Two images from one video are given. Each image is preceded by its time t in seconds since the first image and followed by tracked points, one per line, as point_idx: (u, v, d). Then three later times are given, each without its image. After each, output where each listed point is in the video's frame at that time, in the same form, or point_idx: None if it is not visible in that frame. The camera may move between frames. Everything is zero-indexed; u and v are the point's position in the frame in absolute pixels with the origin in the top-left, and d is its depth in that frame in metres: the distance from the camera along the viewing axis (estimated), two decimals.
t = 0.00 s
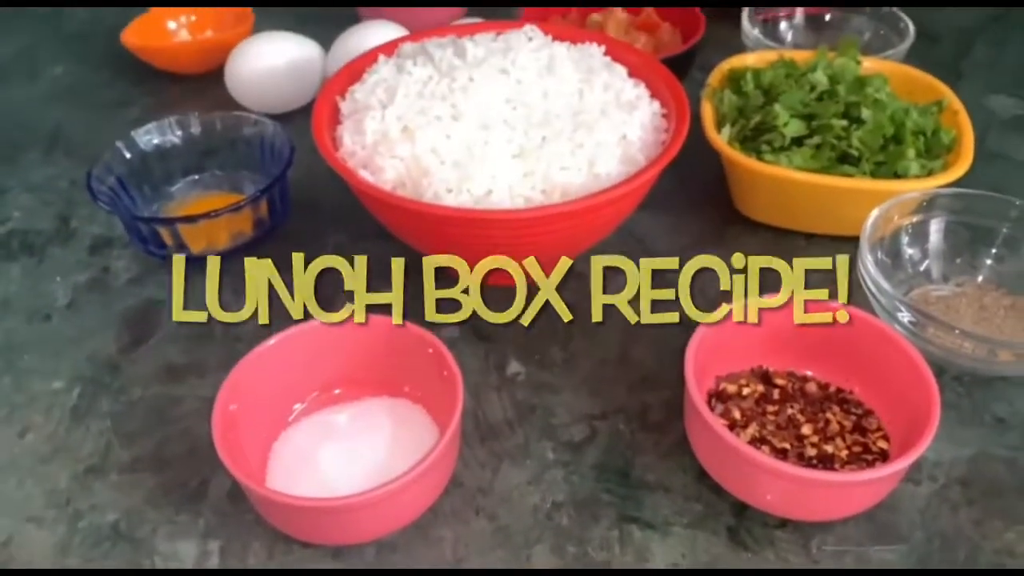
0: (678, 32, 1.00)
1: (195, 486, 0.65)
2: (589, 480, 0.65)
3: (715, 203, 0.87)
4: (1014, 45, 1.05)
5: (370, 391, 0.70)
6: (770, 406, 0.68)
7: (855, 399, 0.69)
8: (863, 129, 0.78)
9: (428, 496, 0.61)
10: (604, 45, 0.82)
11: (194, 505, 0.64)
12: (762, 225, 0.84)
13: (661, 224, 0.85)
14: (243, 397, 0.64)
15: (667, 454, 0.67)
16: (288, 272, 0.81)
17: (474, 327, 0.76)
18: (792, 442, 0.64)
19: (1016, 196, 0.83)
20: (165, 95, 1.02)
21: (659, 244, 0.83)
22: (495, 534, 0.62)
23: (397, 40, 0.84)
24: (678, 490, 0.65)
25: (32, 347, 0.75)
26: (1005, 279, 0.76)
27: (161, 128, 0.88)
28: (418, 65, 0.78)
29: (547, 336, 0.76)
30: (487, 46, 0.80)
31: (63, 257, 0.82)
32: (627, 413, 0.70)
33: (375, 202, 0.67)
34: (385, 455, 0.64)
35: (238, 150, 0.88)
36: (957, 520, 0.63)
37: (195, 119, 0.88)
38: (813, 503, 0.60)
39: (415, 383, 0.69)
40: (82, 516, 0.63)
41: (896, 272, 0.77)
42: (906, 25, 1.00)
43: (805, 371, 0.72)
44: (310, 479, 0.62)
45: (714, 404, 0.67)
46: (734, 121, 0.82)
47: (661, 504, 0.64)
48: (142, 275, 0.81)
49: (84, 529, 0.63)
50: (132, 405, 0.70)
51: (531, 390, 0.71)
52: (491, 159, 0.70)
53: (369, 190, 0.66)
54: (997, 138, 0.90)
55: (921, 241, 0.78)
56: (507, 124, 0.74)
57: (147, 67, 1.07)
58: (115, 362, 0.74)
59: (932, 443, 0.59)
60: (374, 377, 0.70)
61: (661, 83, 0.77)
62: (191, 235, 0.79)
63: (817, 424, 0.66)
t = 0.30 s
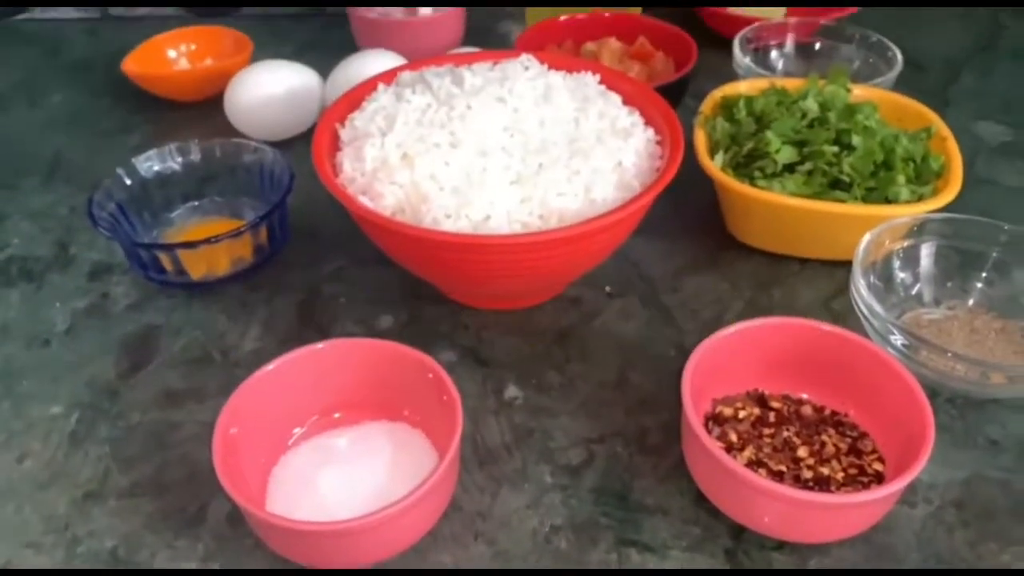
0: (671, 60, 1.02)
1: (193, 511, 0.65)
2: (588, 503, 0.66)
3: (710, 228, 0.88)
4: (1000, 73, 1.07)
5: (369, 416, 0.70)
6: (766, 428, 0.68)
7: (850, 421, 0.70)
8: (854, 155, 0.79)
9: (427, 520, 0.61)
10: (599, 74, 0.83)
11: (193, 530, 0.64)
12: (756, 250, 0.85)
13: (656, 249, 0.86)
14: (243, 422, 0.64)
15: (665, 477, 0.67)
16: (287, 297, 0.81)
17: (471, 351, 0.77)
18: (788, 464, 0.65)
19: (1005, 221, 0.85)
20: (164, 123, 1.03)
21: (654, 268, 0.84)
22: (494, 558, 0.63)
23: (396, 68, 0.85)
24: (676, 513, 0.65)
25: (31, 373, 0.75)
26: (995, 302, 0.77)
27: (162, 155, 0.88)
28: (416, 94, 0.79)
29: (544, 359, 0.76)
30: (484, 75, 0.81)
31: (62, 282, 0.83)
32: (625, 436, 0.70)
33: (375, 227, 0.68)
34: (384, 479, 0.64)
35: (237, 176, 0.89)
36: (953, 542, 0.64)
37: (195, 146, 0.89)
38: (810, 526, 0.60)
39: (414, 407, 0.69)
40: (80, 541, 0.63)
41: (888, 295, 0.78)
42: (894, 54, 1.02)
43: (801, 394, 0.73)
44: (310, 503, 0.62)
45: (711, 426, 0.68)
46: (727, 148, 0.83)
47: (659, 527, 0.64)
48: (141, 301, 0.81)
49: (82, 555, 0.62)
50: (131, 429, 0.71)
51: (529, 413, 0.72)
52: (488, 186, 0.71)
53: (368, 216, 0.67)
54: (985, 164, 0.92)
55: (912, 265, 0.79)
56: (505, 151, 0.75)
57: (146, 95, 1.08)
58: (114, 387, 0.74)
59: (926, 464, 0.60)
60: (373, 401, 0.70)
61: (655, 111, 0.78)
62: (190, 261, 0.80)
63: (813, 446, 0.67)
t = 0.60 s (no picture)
0: (667, 94, 1.03)
1: (193, 539, 0.65)
2: (589, 531, 0.66)
3: (706, 258, 0.90)
4: (988, 108, 1.09)
5: (369, 444, 0.71)
6: (764, 456, 0.69)
7: (847, 449, 0.70)
8: (847, 187, 0.81)
9: (428, 548, 0.62)
10: (597, 107, 0.85)
11: (194, 558, 0.64)
12: (751, 280, 0.86)
13: (654, 280, 0.87)
14: (245, 449, 0.64)
15: (665, 505, 0.67)
16: (288, 326, 0.82)
17: (471, 380, 0.77)
18: (786, 492, 0.66)
19: (996, 252, 0.86)
20: (166, 154, 1.04)
21: (652, 298, 0.85)
22: None
23: (397, 101, 0.87)
24: (676, 541, 0.65)
25: (32, 401, 0.75)
26: (988, 331, 0.79)
27: (165, 185, 0.89)
28: (418, 126, 0.80)
29: (543, 388, 0.77)
30: (484, 108, 0.83)
31: (64, 309, 0.84)
32: (625, 463, 0.70)
33: (377, 257, 0.69)
34: (385, 507, 0.64)
35: (240, 207, 0.90)
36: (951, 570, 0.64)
37: (198, 177, 0.90)
38: (809, 553, 0.61)
39: (414, 435, 0.70)
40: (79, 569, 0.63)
41: (883, 325, 0.79)
42: (885, 88, 1.04)
43: (798, 422, 0.73)
44: (311, 531, 0.62)
45: (709, 454, 0.68)
46: (723, 180, 0.85)
47: (660, 555, 0.64)
48: (142, 329, 0.82)
49: None
50: (131, 457, 0.71)
51: (529, 441, 0.72)
52: (489, 216, 0.72)
53: (371, 246, 0.68)
54: (975, 196, 0.94)
55: (906, 295, 0.80)
56: (504, 182, 0.76)
57: (149, 126, 1.09)
58: (115, 415, 0.74)
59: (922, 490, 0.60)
60: (374, 429, 0.71)
61: (652, 144, 0.80)
62: (193, 289, 0.80)
63: (811, 474, 0.67)
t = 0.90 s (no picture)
0: (663, 123, 1.05)
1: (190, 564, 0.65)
2: (585, 557, 0.66)
3: (702, 285, 0.90)
4: (980, 137, 1.11)
5: (367, 469, 0.71)
6: (760, 481, 0.69)
7: (842, 474, 0.71)
8: (840, 214, 0.82)
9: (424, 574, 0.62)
10: (593, 136, 0.87)
11: None
12: (747, 306, 0.87)
13: (651, 306, 0.88)
14: (245, 473, 0.65)
15: (661, 529, 0.68)
16: (288, 352, 0.83)
17: (468, 405, 0.78)
18: (782, 517, 0.66)
19: (989, 279, 0.87)
20: (170, 182, 1.05)
21: (648, 324, 0.86)
22: None
23: (398, 130, 0.88)
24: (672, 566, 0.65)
25: (33, 426, 0.76)
26: (981, 357, 0.79)
27: (168, 213, 0.91)
28: (418, 155, 0.82)
29: (540, 413, 0.77)
30: (483, 137, 0.84)
31: (66, 334, 0.84)
32: (621, 488, 0.71)
33: (377, 282, 0.70)
34: (382, 532, 0.65)
35: (241, 234, 0.92)
36: None
37: (201, 204, 0.91)
38: None
39: (412, 460, 0.70)
40: None
41: (877, 350, 0.80)
42: (877, 117, 1.05)
43: (793, 447, 0.74)
44: (309, 556, 0.63)
45: (705, 479, 0.69)
46: (717, 208, 0.86)
47: None
48: (143, 354, 0.82)
49: None
50: (130, 481, 0.71)
51: (526, 466, 0.73)
52: (487, 243, 0.73)
53: (371, 271, 0.69)
54: (968, 224, 0.95)
55: (899, 321, 0.81)
56: (502, 209, 0.77)
57: (153, 155, 1.11)
58: (114, 440, 0.74)
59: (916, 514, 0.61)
60: (372, 455, 0.71)
61: (648, 173, 0.81)
62: (194, 315, 0.81)
63: (806, 499, 0.68)
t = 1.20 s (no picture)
0: (662, 144, 1.06)
1: None
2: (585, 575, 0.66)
3: (702, 304, 0.91)
4: (978, 157, 1.12)
5: (369, 487, 0.71)
6: (759, 500, 0.70)
7: (840, 493, 0.71)
8: (838, 234, 0.82)
9: None
10: (593, 158, 0.88)
11: None
12: (746, 324, 0.88)
13: (651, 325, 0.89)
14: (247, 491, 0.65)
15: (661, 547, 0.68)
16: (290, 370, 0.83)
17: (468, 423, 0.78)
18: (781, 535, 0.66)
19: (987, 298, 0.87)
20: (175, 202, 1.06)
21: (648, 343, 0.87)
22: None
23: (400, 151, 0.89)
24: None
25: (36, 444, 0.76)
26: (979, 376, 0.80)
27: (173, 232, 0.92)
28: (420, 175, 0.83)
29: (541, 431, 0.77)
30: (484, 158, 0.85)
31: (70, 353, 0.85)
32: (621, 507, 0.71)
33: (378, 301, 0.71)
34: (383, 551, 0.65)
35: (245, 253, 0.92)
36: None
37: (205, 224, 0.92)
38: None
39: (413, 479, 0.71)
40: None
41: (875, 369, 0.80)
42: (875, 138, 1.06)
43: (791, 466, 0.74)
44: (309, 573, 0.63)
45: (704, 497, 0.69)
46: (716, 227, 0.87)
47: None
48: (147, 372, 0.83)
49: None
50: (133, 499, 0.71)
51: (526, 484, 0.73)
52: (487, 262, 0.74)
53: (372, 290, 0.69)
54: (966, 243, 0.95)
55: (898, 340, 0.82)
56: (503, 229, 0.78)
57: (158, 175, 1.12)
58: (117, 457, 0.75)
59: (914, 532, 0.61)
60: (374, 473, 0.72)
61: (647, 193, 0.82)
62: (198, 333, 0.82)
63: (805, 517, 0.68)
